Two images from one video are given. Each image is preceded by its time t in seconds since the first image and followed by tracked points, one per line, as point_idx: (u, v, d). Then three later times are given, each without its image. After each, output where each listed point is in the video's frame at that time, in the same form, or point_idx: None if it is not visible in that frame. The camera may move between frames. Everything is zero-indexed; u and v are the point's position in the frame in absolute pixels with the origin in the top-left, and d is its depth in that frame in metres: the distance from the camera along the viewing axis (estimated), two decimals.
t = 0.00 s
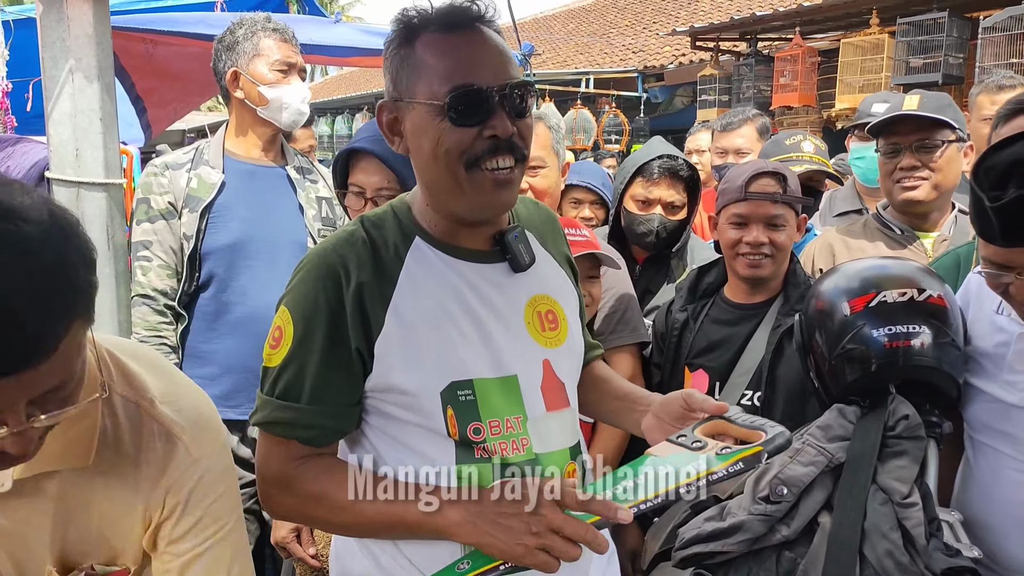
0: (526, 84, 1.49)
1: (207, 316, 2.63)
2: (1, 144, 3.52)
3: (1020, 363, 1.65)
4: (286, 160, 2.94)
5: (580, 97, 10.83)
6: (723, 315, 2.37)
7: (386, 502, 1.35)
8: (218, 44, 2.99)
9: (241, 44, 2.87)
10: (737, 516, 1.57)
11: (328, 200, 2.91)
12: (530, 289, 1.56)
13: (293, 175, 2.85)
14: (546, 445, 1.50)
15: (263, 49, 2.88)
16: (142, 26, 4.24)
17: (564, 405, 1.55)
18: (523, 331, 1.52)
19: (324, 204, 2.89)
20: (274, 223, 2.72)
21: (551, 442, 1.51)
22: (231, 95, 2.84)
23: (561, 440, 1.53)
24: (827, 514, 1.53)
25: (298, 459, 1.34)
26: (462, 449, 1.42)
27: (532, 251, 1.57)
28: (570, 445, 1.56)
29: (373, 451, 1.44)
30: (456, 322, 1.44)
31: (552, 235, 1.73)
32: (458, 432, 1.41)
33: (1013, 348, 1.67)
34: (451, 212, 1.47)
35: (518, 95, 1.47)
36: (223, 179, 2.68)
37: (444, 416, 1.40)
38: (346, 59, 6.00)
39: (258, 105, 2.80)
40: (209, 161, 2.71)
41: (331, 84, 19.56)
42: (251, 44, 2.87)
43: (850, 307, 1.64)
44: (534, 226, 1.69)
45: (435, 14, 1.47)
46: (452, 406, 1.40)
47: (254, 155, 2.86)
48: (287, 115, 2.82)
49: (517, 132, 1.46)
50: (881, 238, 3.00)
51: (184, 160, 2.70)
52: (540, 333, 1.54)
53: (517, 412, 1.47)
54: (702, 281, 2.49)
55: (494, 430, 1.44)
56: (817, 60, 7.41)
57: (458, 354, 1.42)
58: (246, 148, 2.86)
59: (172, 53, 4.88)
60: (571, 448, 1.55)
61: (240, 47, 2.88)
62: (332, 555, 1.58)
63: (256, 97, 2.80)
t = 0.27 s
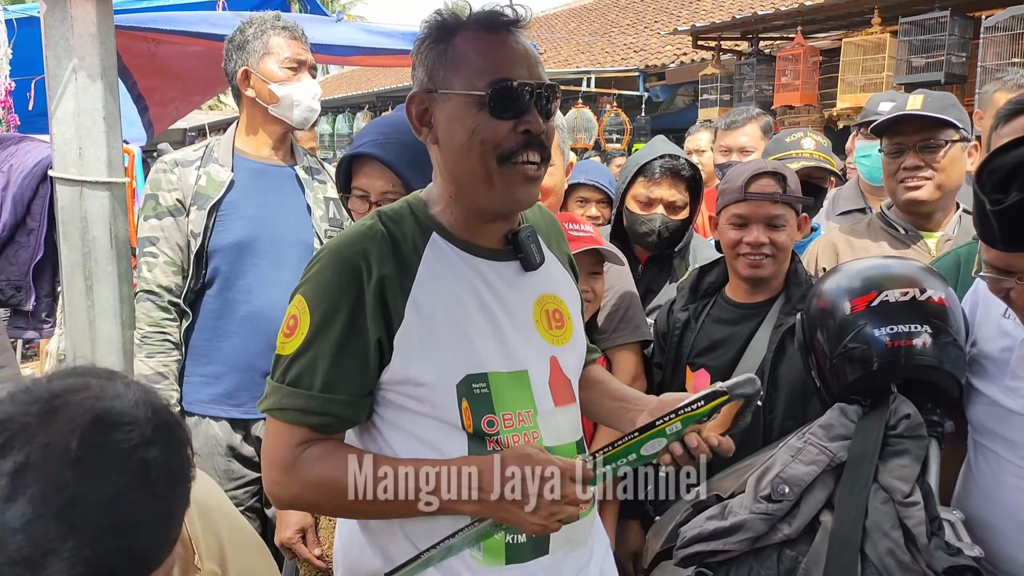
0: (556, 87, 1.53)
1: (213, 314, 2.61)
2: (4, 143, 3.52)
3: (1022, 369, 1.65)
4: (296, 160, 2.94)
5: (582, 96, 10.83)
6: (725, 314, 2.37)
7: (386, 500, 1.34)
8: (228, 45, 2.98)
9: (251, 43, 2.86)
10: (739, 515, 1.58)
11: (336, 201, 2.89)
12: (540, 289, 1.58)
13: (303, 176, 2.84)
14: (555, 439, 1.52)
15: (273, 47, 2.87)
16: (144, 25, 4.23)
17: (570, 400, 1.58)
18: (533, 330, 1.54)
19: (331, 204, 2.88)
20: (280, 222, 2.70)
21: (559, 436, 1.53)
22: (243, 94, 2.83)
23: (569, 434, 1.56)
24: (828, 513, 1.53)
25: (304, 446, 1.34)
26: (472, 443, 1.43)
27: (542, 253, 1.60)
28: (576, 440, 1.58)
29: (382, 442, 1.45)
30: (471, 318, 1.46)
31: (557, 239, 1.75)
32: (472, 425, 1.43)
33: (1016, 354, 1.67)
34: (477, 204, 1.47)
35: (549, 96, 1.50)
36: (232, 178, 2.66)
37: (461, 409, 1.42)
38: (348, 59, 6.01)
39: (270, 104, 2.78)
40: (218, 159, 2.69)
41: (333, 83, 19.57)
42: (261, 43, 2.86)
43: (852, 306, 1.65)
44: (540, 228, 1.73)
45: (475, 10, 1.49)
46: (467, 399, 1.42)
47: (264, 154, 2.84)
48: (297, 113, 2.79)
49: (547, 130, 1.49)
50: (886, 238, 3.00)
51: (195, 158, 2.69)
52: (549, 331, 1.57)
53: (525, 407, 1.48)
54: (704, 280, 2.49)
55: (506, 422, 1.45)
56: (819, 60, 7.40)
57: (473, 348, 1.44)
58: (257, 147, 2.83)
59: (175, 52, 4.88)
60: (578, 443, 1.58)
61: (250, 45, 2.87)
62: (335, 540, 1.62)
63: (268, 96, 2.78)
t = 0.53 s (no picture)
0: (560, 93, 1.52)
1: (209, 314, 2.61)
2: None
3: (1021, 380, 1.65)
4: (299, 162, 2.93)
5: (580, 96, 10.83)
6: (720, 314, 2.38)
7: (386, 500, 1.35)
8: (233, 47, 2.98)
9: (256, 43, 2.86)
10: (733, 514, 1.59)
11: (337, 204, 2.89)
12: (541, 287, 1.59)
13: (304, 177, 2.84)
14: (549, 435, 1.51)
15: (279, 46, 2.86)
16: (141, 26, 4.23)
17: (563, 397, 1.58)
18: (530, 327, 1.54)
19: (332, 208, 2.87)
20: (280, 223, 2.70)
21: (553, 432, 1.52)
22: (249, 94, 2.83)
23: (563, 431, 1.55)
24: (823, 512, 1.54)
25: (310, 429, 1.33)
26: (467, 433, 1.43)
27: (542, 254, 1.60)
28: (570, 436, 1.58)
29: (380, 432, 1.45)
30: (472, 312, 1.46)
31: (556, 242, 1.76)
32: (467, 414, 1.43)
33: (1015, 364, 1.67)
34: (478, 201, 1.47)
35: (553, 101, 1.50)
36: (234, 178, 2.66)
37: (455, 398, 1.42)
38: (346, 59, 6.01)
39: (277, 104, 2.79)
40: (221, 158, 2.69)
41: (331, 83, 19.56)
42: (266, 43, 2.86)
43: (845, 306, 1.65)
44: (544, 234, 1.74)
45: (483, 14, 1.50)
46: (463, 388, 1.43)
47: (268, 154, 2.84)
48: (304, 113, 2.82)
49: (548, 134, 1.49)
50: (882, 238, 3.01)
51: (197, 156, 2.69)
52: (544, 330, 1.57)
53: (519, 401, 1.48)
54: (699, 279, 2.49)
55: (499, 413, 1.46)
56: (816, 59, 7.41)
57: (472, 341, 1.45)
58: (261, 147, 2.83)
59: (172, 52, 4.88)
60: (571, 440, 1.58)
61: (255, 45, 2.87)
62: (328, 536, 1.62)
63: (274, 96, 2.79)
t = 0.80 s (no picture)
0: (541, 106, 1.51)
1: (194, 315, 2.61)
2: None
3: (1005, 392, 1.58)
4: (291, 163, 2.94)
5: (576, 95, 10.83)
6: (708, 315, 2.38)
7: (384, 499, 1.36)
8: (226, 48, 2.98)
9: (250, 45, 2.86)
10: (717, 516, 1.59)
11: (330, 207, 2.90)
12: (533, 292, 1.58)
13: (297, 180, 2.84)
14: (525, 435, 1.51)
15: (272, 48, 2.87)
16: (132, 26, 4.22)
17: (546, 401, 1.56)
18: (514, 331, 1.53)
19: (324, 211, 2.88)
20: (270, 226, 2.70)
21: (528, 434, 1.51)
22: (241, 96, 2.82)
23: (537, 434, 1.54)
24: (806, 514, 1.54)
25: (287, 426, 1.33)
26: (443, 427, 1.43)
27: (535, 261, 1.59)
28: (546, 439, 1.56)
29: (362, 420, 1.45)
30: (458, 310, 1.46)
31: (552, 252, 1.75)
32: (445, 406, 1.43)
33: (998, 377, 1.61)
34: (457, 208, 1.49)
35: (531, 114, 1.49)
36: (225, 178, 2.66)
37: (437, 389, 1.42)
38: (339, 59, 6.01)
39: (268, 106, 2.78)
40: (213, 159, 2.69)
41: (328, 82, 19.54)
42: (259, 45, 2.86)
43: (829, 307, 1.66)
44: (538, 243, 1.72)
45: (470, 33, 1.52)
46: (444, 381, 1.43)
47: (261, 156, 2.84)
48: (296, 115, 2.81)
49: (522, 144, 1.47)
50: (869, 238, 3.01)
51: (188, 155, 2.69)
52: (529, 336, 1.55)
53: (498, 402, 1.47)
54: (687, 280, 2.49)
55: (478, 408, 1.45)
56: (811, 59, 7.42)
57: (456, 337, 1.45)
58: (253, 148, 2.84)
59: (163, 52, 4.87)
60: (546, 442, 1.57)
61: (248, 47, 2.87)
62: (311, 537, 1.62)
63: (266, 98, 2.78)
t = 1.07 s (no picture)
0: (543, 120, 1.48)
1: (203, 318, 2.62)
2: None
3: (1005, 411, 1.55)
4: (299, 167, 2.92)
5: (582, 98, 10.82)
6: (712, 320, 2.36)
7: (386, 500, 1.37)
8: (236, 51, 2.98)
9: (258, 48, 2.85)
10: (719, 523, 1.59)
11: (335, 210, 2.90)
12: (537, 302, 1.56)
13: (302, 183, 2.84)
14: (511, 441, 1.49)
15: (281, 52, 2.86)
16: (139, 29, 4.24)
17: (540, 409, 1.54)
18: (513, 340, 1.52)
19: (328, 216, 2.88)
20: (274, 228, 2.70)
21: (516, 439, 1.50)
22: (251, 99, 2.83)
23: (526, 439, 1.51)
24: (809, 521, 1.53)
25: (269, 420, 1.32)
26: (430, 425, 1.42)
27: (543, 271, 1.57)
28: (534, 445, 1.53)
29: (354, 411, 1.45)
30: (456, 312, 1.46)
31: (570, 262, 1.72)
32: (433, 407, 1.43)
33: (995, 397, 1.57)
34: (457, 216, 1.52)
35: (530, 128, 1.47)
36: (233, 181, 2.66)
37: (425, 391, 1.43)
38: (346, 61, 6.02)
39: (276, 110, 2.79)
40: (221, 161, 2.70)
41: (335, 85, 19.59)
42: (267, 48, 2.85)
43: (832, 312, 1.65)
44: (551, 251, 1.68)
45: (483, 43, 1.52)
46: (434, 382, 1.43)
47: (268, 159, 2.83)
48: (304, 119, 2.82)
49: (516, 158, 1.46)
50: (873, 242, 2.98)
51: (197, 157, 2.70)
52: (528, 345, 1.54)
53: (487, 406, 1.47)
54: (691, 284, 2.48)
55: (465, 413, 1.45)
56: (818, 62, 7.39)
57: (449, 339, 1.45)
58: (261, 152, 2.83)
59: (169, 55, 4.89)
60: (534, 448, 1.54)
61: (257, 50, 2.86)
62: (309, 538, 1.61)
63: (274, 102, 2.79)
